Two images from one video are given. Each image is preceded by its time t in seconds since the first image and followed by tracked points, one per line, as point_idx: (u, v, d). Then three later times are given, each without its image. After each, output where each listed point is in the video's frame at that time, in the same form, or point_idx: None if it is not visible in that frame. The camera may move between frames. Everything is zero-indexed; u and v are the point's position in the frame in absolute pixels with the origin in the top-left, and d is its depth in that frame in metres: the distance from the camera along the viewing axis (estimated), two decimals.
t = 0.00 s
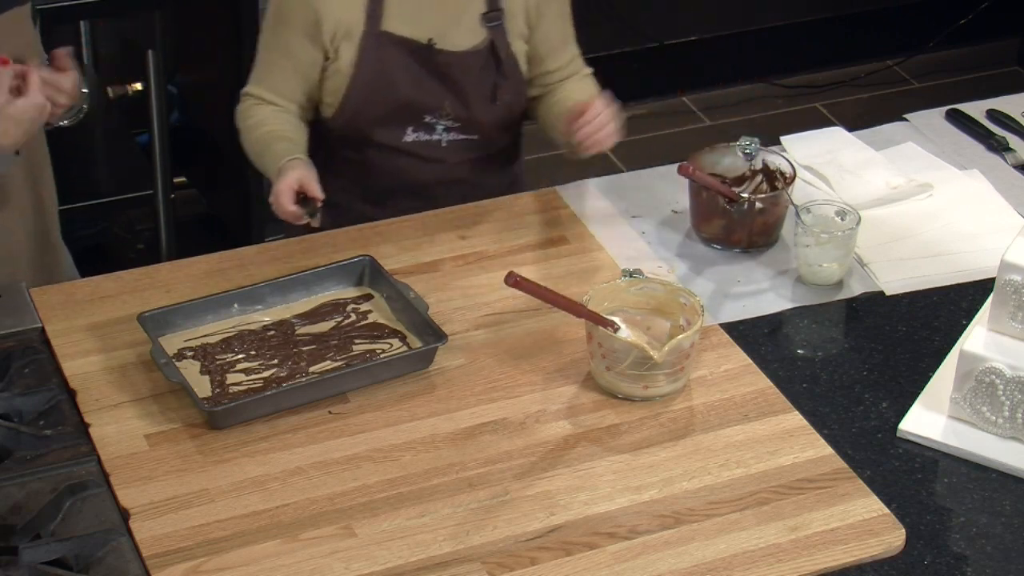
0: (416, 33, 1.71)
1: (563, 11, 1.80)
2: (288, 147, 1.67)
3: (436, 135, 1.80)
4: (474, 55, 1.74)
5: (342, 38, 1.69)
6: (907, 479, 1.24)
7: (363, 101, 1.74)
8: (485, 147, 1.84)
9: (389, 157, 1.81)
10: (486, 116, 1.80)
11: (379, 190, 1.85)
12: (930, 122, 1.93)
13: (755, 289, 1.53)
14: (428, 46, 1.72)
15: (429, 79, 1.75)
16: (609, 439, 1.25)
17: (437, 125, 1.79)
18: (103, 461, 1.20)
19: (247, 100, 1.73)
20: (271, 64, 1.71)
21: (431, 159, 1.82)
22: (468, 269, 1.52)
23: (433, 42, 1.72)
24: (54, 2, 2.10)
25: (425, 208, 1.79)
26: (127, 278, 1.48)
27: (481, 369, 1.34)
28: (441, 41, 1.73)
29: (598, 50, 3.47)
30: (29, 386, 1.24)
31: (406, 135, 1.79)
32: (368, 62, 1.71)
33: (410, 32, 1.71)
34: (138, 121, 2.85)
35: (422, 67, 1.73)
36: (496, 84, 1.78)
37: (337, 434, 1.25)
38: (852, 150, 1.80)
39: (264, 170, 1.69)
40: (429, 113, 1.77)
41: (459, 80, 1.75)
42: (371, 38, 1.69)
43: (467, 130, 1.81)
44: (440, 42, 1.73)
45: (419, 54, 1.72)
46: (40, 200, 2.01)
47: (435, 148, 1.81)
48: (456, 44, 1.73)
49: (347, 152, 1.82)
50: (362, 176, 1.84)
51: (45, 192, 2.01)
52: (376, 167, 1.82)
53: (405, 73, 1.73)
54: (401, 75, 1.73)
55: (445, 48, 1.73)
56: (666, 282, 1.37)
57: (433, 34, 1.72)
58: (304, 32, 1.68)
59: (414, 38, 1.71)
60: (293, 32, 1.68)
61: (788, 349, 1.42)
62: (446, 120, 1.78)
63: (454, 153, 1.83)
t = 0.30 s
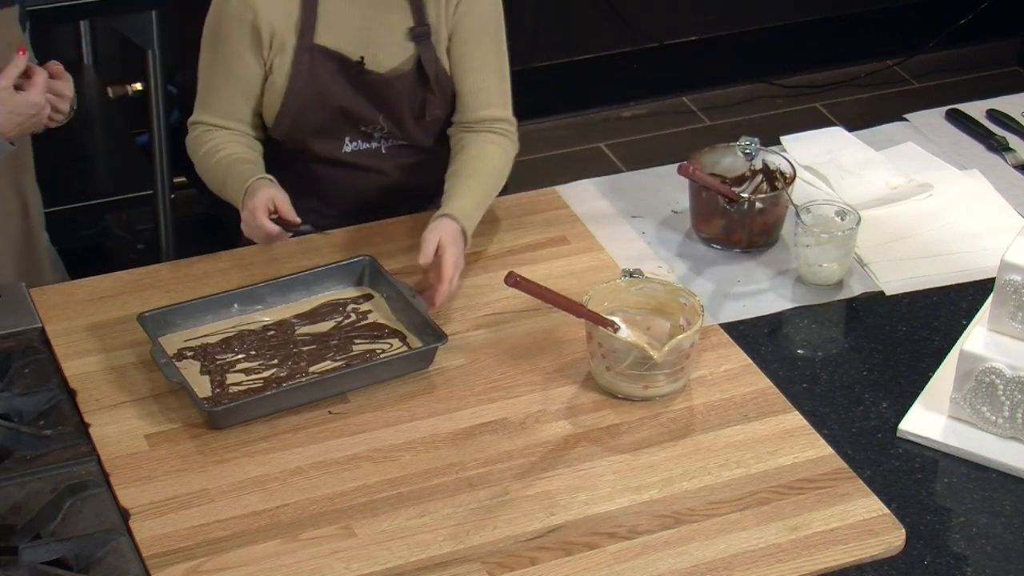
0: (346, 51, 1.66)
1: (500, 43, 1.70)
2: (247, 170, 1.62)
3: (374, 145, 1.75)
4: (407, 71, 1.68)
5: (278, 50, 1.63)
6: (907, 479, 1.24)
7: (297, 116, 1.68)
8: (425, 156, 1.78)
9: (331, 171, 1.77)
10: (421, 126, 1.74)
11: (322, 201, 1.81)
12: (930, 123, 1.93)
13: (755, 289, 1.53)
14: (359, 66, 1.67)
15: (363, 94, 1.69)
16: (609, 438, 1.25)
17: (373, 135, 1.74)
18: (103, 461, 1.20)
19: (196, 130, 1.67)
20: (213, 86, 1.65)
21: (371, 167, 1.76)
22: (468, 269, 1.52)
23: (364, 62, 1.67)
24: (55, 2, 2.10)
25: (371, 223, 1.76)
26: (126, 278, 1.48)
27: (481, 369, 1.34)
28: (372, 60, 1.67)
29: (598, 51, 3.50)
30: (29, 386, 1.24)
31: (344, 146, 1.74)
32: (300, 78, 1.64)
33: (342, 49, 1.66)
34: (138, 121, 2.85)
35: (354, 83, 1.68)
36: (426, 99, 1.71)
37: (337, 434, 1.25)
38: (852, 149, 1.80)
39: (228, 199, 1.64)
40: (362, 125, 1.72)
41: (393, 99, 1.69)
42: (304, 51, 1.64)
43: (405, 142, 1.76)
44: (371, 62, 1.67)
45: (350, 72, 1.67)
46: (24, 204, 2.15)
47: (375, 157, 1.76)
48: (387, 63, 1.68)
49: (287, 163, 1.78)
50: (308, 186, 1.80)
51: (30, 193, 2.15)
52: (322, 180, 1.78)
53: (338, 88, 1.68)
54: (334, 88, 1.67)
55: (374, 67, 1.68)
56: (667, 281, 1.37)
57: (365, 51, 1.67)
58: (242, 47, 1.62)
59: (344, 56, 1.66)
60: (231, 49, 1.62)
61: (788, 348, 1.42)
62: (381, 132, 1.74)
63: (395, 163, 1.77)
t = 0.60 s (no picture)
0: (330, 59, 1.66)
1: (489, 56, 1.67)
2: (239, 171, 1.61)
3: (358, 154, 1.75)
4: (389, 82, 1.67)
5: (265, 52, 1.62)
6: (907, 479, 1.24)
7: (280, 124, 1.68)
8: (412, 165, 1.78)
9: (316, 178, 1.77)
10: (405, 137, 1.73)
11: (309, 206, 1.81)
12: (930, 123, 1.93)
13: (756, 289, 1.53)
14: (342, 75, 1.66)
15: (347, 105, 1.69)
16: (609, 439, 1.25)
17: (358, 144, 1.74)
18: (103, 461, 1.20)
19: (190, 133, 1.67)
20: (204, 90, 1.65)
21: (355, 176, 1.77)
22: (468, 270, 1.52)
23: (347, 71, 1.66)
24: (55, 2, 2.10)
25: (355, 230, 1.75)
26: (126, 278, 1.48)
27: (481, 369, 1.34)
28: (355, 69, 1.67)
29: (598, 50, 3.50)
30: (29, 386, 1.24)
31: (327, 154, 1.74)
32: (282, 88, 1.64)
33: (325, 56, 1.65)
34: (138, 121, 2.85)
35: (338, 94, 1.68)
36: (407, 110, 1.70)
37: (336, 434, 1.25)
38: (852, 149, 1.80)
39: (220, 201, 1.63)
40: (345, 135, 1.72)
41: (374, 110, 1.68)
42: (289, 57, 1.63)
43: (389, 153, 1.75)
44: (355, 71, 1.67)
45: (333, 81, 1.67)
46: (20, 204, 2.14)
47: (358, 165, 1.76)
48: (370, 73, 1.67)
49: (275, 168, 1.79)
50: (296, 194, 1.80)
51: (25, 196, 2.13)
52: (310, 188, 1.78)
53: (321, 97, 1.68)
54: (316, 96, 1.67)
55: (358, 77, 1.67)
56: (667, 281, 1.37)
57: (349, 60, 1.66)
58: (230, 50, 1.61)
59: (328, 64, 1.65)
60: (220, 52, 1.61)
61: (788, 349, 1.42)
62: (365, 143, 1.73)
63: (379, 172, 1.77)
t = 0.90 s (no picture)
0: (337, 66, 1.67)
1: (496, 67, 1.68)
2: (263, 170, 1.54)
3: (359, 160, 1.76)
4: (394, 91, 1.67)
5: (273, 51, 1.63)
6: (907, 479, 1.24)
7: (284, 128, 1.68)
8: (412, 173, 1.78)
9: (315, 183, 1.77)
10: (407, 146, 1.73)
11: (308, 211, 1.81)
12: (930, 123, 1.93)
13: (755, 288, 1.53)
14: (348, 82, 1.66)
15: (350, 112, 1.70)
16: (609, 439, 1.25)
17: (359, 152, 1.75)
18: (103, 461, 1.20)
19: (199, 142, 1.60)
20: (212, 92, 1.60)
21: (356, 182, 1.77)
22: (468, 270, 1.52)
23: (353, 78, 1.67)
24: (54, 2, 2.10)
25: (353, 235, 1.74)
26: (126, 278, 1.48)
27: (481, 369, 1.34)
28: (362, 76, 1.68)
29: (598, 50, 3.50)
30: (29, 386, 1.24)
31: (329, 160, 1.75)
32: (286, 93, 1.65)
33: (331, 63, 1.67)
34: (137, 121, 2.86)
35: (341, 100, 1.68)
36: (410, 119, 1.70)
37: (336, 434, 1.25)
38: (852, 150, 1.80)
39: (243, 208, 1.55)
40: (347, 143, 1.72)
41: (377, 118, 1.69)
42: (295, 62, 1.64)
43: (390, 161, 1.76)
44: (361, 78, 1.68)
45: (339, 87, 1.67)
46: (13, 205, 2.13)
47: (359, 172, 1.76)
48: (376, 80, 1.68)
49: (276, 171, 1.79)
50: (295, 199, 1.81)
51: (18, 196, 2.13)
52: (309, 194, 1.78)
53: (325, 103, 1.68)
54: (321, 102, 1.67)
55: (364, 83, 1.68)
56: (667, 281, 1.37)
57: (354, 67, 1.67)
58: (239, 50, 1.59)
59: (335, 71, 1.66)
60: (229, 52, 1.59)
61: (788, 349, 1.42)
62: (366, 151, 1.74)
63: (380, 178, 1.77)
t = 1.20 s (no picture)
0: (351, 72, 1.65)
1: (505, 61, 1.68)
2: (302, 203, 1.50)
3: (373, 166, 1.75)
4: (410, 91, 1.67)
5: (289, 58, 1.61)
6: (907, 479, 1.24)
7: (300, 131, 1.68)
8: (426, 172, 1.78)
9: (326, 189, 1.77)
10: (422, 145, 1.73)
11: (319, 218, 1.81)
12: (930, 123, 1.93)
13: (755, 288, 1.53)
14: (365, 86, 1.65)
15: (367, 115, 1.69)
16: (609, 439, 1.25)
17: (373, 157, 1.74)
18: (103, 461, 1.20)
19: (220, 155, 1.54)
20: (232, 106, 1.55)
21: (373, 187, 1.77)
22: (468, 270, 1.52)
23: (368, 82, 1.66)
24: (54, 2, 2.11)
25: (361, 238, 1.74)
26: (127, 278, 1.48)
27: (481, 369, 1.34)
28: (377, 79, 1.66)
29: (598, 51, 3.51)
30: (29, 386, 1.24)
31: (343, 166, 1.74)
32: (302, 99, 1.64)
33: (345, 69, 1.65)
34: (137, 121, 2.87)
35: (358, 103, 1.67)
36: (426, 117, 1.69)
37: (337, 434, 1.25)
38: (852, 149, 1.80)
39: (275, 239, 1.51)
40: (364, 148, 1.72)
41: (394, 119, 1.68)
42: (309, 72, 1.63)
43: (405, 163, 1.75)
44: (377, 81, 1.66)
45: (354, 92, 1.66)
46: (9, 207, 2.13)
47: (372, 177, 1.76)
48: (393, 82, 1.67)
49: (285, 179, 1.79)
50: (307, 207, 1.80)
51: (14, 197, 2.13)
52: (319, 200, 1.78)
53: (339, 110, 1.67)
54: (337, 106, 1.67)
55: (381, 87, 1.67)
56: (667, 281, 1.37)
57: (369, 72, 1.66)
58: (259, 62, 1.55)
59: (349, 77, 1.65)
60: (250, 65, 1.55)
61: (788, 349, 1.42)
62: (381, 155, 1.73)
63: (395, 181, 1.77)
